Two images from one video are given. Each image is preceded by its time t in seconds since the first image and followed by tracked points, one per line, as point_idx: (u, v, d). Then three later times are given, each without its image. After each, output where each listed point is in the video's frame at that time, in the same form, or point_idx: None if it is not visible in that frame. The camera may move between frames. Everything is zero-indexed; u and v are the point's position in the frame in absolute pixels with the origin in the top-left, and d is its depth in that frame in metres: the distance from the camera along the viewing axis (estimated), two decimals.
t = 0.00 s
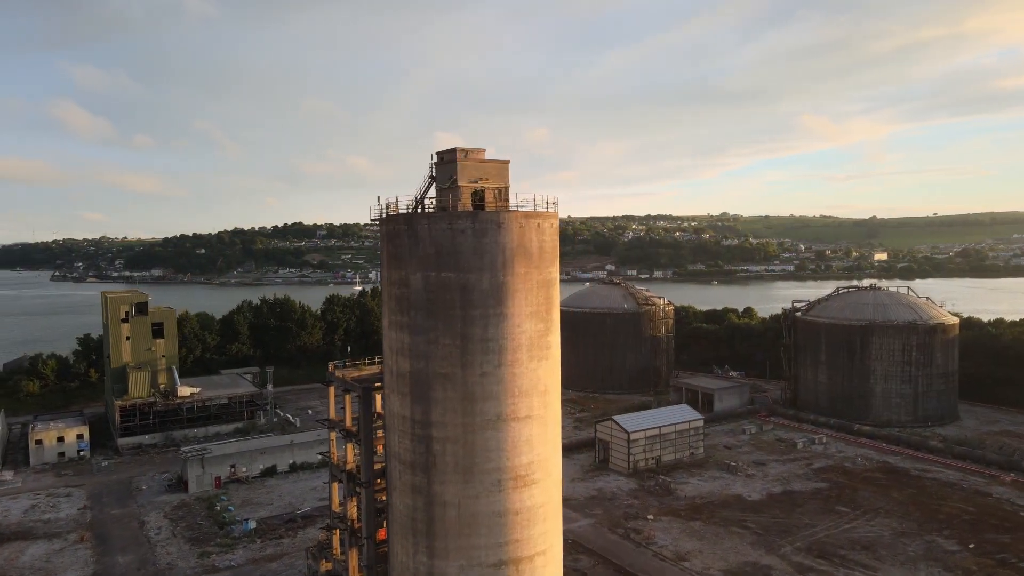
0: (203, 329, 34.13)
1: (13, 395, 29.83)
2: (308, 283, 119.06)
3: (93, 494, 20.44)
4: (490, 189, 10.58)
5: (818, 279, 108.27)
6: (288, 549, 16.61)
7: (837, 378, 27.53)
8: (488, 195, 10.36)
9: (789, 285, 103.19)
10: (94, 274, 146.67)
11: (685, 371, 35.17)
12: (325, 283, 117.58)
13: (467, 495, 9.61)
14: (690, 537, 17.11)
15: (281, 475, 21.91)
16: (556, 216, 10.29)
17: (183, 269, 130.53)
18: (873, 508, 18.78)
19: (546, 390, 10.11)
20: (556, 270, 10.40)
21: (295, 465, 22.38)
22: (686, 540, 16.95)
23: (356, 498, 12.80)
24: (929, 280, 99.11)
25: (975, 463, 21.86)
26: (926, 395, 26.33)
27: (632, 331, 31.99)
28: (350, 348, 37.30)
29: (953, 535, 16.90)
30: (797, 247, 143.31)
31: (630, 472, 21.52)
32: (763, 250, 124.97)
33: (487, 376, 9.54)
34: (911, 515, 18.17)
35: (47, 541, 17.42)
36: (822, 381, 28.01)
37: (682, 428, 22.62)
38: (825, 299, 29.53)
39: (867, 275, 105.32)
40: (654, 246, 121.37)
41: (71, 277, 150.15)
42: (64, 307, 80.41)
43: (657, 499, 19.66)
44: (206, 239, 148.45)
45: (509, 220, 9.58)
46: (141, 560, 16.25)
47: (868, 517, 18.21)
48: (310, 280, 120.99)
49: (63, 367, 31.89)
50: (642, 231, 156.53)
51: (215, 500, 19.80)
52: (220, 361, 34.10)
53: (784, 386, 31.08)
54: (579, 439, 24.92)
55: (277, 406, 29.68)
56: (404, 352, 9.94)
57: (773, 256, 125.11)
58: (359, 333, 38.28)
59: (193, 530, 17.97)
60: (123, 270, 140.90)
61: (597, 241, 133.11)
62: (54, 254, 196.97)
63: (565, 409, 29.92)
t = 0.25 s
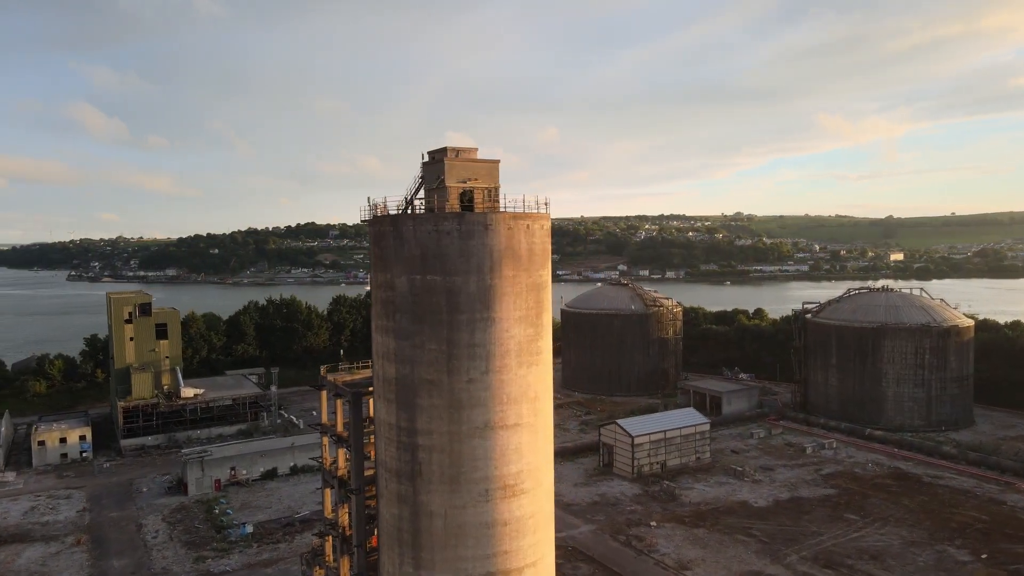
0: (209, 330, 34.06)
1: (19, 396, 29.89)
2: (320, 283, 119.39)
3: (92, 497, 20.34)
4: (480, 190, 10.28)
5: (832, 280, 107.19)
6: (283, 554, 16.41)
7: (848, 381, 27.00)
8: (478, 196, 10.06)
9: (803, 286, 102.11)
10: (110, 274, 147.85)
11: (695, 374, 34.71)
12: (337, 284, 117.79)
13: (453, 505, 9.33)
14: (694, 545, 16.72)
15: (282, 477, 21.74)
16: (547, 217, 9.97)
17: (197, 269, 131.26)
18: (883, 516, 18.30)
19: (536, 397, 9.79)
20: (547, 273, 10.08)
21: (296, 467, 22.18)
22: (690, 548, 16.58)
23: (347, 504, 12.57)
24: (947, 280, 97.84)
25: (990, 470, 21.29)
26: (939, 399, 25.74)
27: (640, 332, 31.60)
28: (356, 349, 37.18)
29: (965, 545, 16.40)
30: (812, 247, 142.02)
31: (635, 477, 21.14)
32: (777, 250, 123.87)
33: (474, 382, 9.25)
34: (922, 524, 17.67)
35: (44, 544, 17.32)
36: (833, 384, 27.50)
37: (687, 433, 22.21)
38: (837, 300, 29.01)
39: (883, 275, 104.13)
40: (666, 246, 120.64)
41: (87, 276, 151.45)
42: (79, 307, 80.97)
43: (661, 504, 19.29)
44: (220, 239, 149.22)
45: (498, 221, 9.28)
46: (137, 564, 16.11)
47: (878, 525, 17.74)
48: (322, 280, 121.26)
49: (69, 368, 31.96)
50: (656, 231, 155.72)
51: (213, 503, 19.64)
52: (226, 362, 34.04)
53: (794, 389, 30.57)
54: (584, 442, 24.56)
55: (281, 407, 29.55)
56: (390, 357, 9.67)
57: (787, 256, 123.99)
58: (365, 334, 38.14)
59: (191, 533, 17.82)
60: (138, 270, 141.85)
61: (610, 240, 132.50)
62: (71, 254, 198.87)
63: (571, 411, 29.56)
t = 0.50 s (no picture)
0: (220, 331, 34.11)
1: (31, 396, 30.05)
2: (336, 283, 119.81)
3: (98, 498, 20.33)
4: (473, 190, 9.98)
5: (852, 280, 105.83)
6: (284, 559, 16.22)
7: (864, 384, 26.41)
8: (470, 196, 9.77)
9: (822, 286, 100.82)
10: (129, 273, 149.28)
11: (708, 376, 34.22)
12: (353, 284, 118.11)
13: (443, 516, 9.05)
14: (702, 553, 16.31)
15: (287, 480, 21.61)
16: (542, 218, 9.65)
17: (215, 269, 132.26)
18: (899, 525, 17.78)
19: (530, 404, 9.48)
20: (542, 276, 9.76)
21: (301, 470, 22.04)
22: (697, 556, 16.17)
23: (342, 511, 12.32)
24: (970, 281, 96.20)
25: (1011, 478, 20.66)
26: (959, 404, 25.10)
27: (652, 334, 31.17)
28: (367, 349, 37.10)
29: (984, 557, 15.86)
30: (831, 246, 140.38)
31: (643, 482, 20.76)
32: (796, 250, 122.44)
33: (464, 390, 8.97)
34: (939, 534, 17.14)
35: (47, 546, 17.28)
36: (849, 388, 26.91)
37: (698, 437, 21.78)
38: (853, 302, 28.42)
39: (904, 275, 102.64)
40: (683, 246, 119.75)
41: (108, 276, 153.06)
42: (98, 306, 81.73)
43: (670, 511, 18.89)
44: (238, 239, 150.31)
45: (490, 223, 8.99)
46: (137, 568, 16.00)
47: (893, 535, 17.22)
48: (338, 279, 121.70)
49: (81, 368, 32.11)
50: (673, 231, 154.74)
51: (217, 506, 19.54)
52: (236, 363, 34.05)
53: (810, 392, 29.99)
54: (593, 445, 24.20)
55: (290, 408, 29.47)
56: (379, 363, 9.40)
57: (806, 257, 122.54)
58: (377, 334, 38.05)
59: (193, 537, 17.70)
60: (157, 270, 143.24)
61: (626, 240, 131.72)
62: (93, 254, 201.29)
63: (582, 413, 29.19)
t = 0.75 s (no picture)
0: (231, 331, 34.11)
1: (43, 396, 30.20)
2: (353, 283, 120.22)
3: (102, 500, 20.28)
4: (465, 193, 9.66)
5: (873, 280, 104.42)
6: (283, 565, 16.02)
7: (880, 389, 25.80)
8: (461, 198, 9.44)
9: (842, 287, 99.55)
10: (150, 273, 150.86)
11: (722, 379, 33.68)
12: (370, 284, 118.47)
13: (432, 529, 8.75)
14: (709, 563, 15.90)
15: (291, 483, 21.46)
16: (536, 221, 9.33)
17: (233, 269, 133.27)
18: (915, 536, 17.23)
19: (523, 413, 9.14)
20: (536, 281, 9.43)
21: (306, 474, 21.88)
22: (703, 567, 15.76)
23: (336, 519, 12.05)
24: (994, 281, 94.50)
25: None
26: (979, 410, 24.42)
27: (664, 336, 30.71)
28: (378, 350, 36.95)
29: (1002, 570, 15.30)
30: (852, 246, 138.67)
31: (651, 488, 20.37)
32: (816, 250, 121.02)
33: (453, 399, 8.66)
34: (956, 546, 16.58)
35: (48, 549, 17.22)
36: (866, 393, 26.30)
37: (708, 443, 21.35)
38: (870, 304, 27.80)
39: (926, 276, 101.06)
40: (701, 246, 118.83)
41: (129, 275, 154.80)
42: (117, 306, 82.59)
43: (677, 519, 18.49)
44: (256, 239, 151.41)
45: (480, 226, 8.66)
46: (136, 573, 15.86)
47: (908, 545, 16.69)
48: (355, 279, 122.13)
49: (93, 368, 32.25)
50: (691, 231, 153.67)
51: (220, 509, 19.40)
52: (247, 363, 34.04)
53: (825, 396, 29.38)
54: (601, 450, 23.83)
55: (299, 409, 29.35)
56: (367, 370, 9.13)
57: (826, 257, 121.06)
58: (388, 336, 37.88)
59: (194, 541, 17.56)
60: (176, 270, 144.65)
61: (643, 240, 131.00)
62: (114, 253, 203.72)
63: (592, 417, 28.83)
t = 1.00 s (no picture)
0: (240, 332, 34.07)
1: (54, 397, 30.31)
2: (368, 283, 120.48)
3: (105, 503, 20.21)
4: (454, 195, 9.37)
5: (893, 281, 103.00)
6: (281, 572, 15.80)
7: (896, 394, 25.19)
8: (450, 201, 9.15)
9: (861, 287, 98.28)
10: (168, 273, 152.20)
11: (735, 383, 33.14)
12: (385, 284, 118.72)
13: (417, 542, 8.46)
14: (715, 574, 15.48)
15: (295, 486, 21.29)
16: (527, 224, 8.99)
17: (250, 269, 134.05)
18: (930, 547, 16.68)
19: (513, 423, 8.81)
20: (528, 286, 9.08)
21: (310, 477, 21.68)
22: None
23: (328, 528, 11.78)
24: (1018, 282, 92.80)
25: None
26: (999, 416, 23.76)
27: (675, 338, 30.25)
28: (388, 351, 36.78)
29: None
30: (872, 246, 136.93)
31: (659, 494, 19.96)
32: (834, 250, 119.58)
33: (439, 408, 8.36)
34: (973, 558, 16.03)
35: (48, 552, 17.13)
36: (881, 398, 25.68)
37: (717, 449, 20.90)
38: (886, 307, 27.18)
39: (948, 276, 99.49)
40: (717, 246, 117.85)
41: (148, 275, 156.47)
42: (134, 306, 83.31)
43: (684, 527, 18.07)
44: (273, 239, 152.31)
45: (467, 230, 8.34)
46: None
47: (922, 557, 16.16)
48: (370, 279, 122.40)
49: (104, 368, 32.33)
50: (708, 231, 152.58)
51: (222, 513, 19.26)
52: (256, 364, 33.98)
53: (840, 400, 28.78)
54: (609, 454, 23.43)
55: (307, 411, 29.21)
56: (352, 378, 8.85)
57: (845, 257, 119.60)
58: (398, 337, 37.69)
59: (194, 545, 17.40)
60: (194, 270, 145.80)
61: (659, 240, 130.14)
62: (134, 253, 205.81)
63: (601, 420, 28.43)
